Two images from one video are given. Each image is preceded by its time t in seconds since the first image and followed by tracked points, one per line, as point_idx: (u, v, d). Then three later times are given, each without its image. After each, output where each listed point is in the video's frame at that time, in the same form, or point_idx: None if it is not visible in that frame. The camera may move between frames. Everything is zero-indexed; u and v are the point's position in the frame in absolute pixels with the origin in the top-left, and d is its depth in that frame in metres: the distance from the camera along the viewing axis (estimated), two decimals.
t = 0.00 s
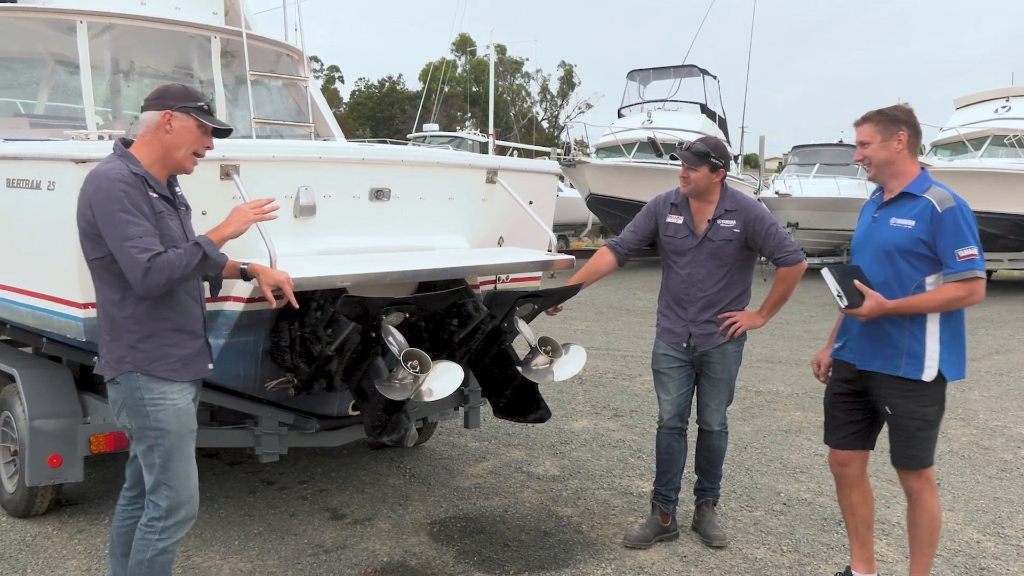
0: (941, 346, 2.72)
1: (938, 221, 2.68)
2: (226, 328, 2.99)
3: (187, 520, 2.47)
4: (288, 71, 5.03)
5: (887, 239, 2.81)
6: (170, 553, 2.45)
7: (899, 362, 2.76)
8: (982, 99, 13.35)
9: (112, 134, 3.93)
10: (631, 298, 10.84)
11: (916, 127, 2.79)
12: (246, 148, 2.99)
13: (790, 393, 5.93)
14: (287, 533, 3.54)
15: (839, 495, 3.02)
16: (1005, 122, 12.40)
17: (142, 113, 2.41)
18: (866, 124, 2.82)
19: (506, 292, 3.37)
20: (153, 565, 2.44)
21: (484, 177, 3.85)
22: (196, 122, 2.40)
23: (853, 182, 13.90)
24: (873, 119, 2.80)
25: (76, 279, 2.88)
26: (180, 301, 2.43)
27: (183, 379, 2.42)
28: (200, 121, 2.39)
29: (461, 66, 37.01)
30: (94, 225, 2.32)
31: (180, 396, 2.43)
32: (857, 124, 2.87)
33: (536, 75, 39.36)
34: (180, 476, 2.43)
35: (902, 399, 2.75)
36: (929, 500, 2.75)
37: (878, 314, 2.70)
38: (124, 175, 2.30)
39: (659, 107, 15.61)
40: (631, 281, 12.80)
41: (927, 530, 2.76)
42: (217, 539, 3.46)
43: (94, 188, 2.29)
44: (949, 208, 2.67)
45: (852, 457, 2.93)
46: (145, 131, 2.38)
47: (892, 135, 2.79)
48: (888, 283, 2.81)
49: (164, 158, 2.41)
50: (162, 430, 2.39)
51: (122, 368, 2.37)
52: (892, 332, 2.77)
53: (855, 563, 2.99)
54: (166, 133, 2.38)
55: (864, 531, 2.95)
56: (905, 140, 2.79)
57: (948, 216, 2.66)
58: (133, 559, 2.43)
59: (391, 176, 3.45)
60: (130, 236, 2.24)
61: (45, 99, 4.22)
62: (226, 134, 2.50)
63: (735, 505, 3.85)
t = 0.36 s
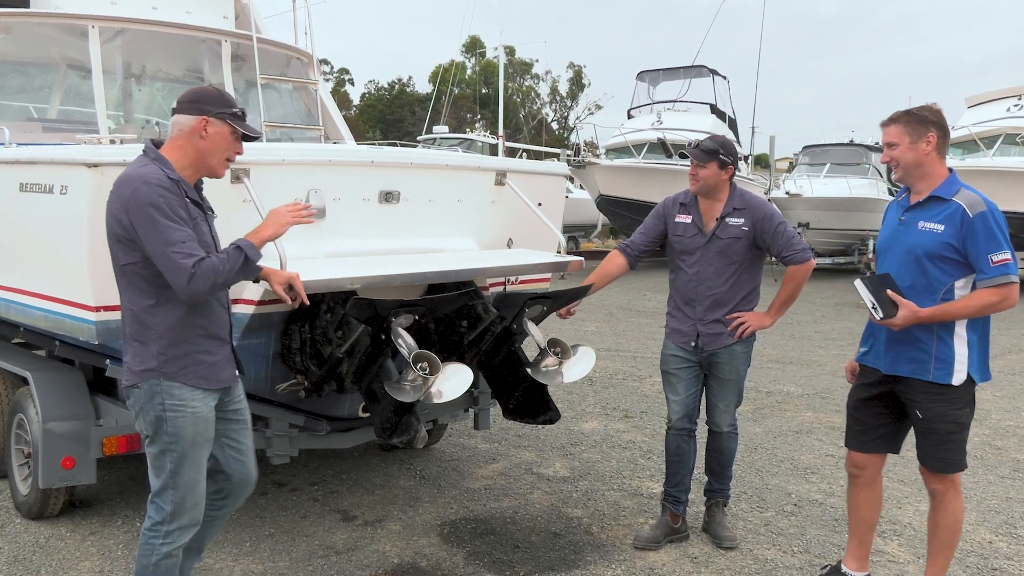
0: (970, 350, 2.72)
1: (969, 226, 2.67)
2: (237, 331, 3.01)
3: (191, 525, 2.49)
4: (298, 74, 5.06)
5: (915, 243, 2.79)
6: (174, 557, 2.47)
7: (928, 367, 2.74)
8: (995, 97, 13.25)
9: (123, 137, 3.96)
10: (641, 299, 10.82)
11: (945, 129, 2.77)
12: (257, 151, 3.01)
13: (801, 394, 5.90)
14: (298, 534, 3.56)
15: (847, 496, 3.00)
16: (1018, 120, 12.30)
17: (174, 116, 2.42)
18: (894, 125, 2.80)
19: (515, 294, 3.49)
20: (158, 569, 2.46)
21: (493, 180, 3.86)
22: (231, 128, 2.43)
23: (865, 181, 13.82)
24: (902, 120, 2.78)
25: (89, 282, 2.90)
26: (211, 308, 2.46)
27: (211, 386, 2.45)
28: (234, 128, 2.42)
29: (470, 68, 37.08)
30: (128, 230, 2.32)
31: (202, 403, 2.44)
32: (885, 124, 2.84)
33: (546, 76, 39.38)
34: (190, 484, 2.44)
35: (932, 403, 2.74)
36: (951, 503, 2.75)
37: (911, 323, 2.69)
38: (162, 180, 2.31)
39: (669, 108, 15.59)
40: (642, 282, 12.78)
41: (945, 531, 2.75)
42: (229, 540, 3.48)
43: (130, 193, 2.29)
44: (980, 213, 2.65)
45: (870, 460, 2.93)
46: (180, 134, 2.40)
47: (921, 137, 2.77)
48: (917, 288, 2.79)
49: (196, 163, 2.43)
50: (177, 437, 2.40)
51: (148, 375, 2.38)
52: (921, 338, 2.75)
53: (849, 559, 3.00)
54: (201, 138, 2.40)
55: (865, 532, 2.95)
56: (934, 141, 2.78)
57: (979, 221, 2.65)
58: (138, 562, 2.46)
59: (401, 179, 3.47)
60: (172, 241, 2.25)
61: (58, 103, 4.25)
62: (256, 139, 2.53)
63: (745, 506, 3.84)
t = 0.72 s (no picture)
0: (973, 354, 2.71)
1: (972, 230, 2.66)
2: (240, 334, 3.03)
3: (187, 527, 2.48)
4: (301, 77, 5.08)
5: (918, 246, 2.79)
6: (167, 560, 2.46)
7: (931, 369, 2.74)
8: (998, 100, 13.24)
9: (127, 140, 3.97)
10: (643, 301, 10.81)
11: (950, 132, 2.77)
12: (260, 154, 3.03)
13: (803, 396, 5.89)
14: (299, 535, 3.56)
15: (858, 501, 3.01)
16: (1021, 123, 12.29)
17: (197, 121, 2.40)
18: (899, 129, 2.79)
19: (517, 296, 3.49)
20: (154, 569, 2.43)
21: (496, 182, 3.86)
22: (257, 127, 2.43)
23: (867, 184, 13.81)
24: (908, 124, 2.77)
25: (92, 285, 2.91)
26: (238, 307, 2.47)
27: (229, 388, 2.44)
28: (259, 128, 2.42)
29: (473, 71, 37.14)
30: (167, 232, 2.33)
31: (215, 409, 2.43)
32: (890, 127, 2.84)
33: (548, 79, 39.43)
34: (192, 486, 2.44)
35: (936, 405, 2.73)
36: (953, 505, 2.75)
37: (910, 325, 2.69)
38: (203, 178, 2.34)
39: (671, 110, 15.61)
40: (644, 284, 12.77)
41: (948, 535, 2.75)
42: (231, 542, 3.48)
43: (166, 192, 2.29)
44: (983, 218, 2.65)
45: (881, 463, 2.93)
46: (208, 139, 2.39)
47: (926, 140, 2.77)
48: (919, 291, 2.80)
49: (226, 165, 2.43)
50: (185, 439, 2.40)
51: (169, 376, 2.38)
52: (924, 340, 2.76)
53: (851, 562, 2.97)
54: (228, 141, 2.40)
55: (873, 535, 2.94)
56: (939, 145, 2.77)
57: (982, 225, 2.64)
58: (135, 560, 2.44)
59: (403, 181, 3.48)
60: (229, 233, 2.28)
61: (62, 105, 4.26)
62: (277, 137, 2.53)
63: (747, 508, 3.83)
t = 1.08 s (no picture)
0: (966, 353, 2.72)
1: (966, 230, 2.67)
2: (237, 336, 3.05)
3: (214, 526, 2.50)
4: (297, 77, 5.08)
5: (912, 245, 2.80)
6: (190, 556, 2.48)
7: (923, 368, 2.75)
8: (993, 101, 13.28)
9: (122, 141, 3.96)
10: (639, 301, 10.82)
11: (944, 132, 2.78)
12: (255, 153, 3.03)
13: (799, 396, 5.91)
14: (296, 536, 3.56)
15: (854, 500, 3.01)
16: (1016, 124, 12.33)
17: (236, 125, 2.49)
18: (896, 128, 2.80)
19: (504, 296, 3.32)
20: (173, 565, 2.46)
21: (491, 182, 3.87)
22: (294, 128, 2.52)
23: (863, 184, 13.84)
24: (904, 123, 2.78)
25: (88, 285, 2.90)
26: (279, 305, 2.52)
27: (270, 386, 2.48)
28: (296, 128, 2.51)
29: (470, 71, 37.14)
30: (216, 230, 2.38)
31: (255, 411, 2.46)
32: (885, 127, 2.85)
33: (545, 79, 39.45)
34: (228, 487, 2.46)
35: (929, 405, 2.74)
36: (948, 504, 2.75)
37: (903, 324, 2.70)
38: (250, 177, 2.41)
39: (667, 111, 15.63)
40: (640, 284, 12.77)
41: (943, 535, 2.76)
42: (226, 543, 3.47)
43: (217, 191, 2.36)
44: (976, 217, 2.66)
45: (876, 463, 2.94)
46: (246, 140, 2.47)
47: (921, 140, 2.78)
48: (913, 290, 2.80)
49: (265, 165, 2.51)
50: (225, 441, 2.42)
51: (212, 375, 2.41)
52: (917, 339, 2.77)
53: (846, 562, 2.98)
54: (266, 142, 2.48)
55: (869, 535, 2.95)
56: (934, 144, 2.78)
57: (975, 225, 2.65)
58: (155, 555, 2.47)
59: (399, 181, 3.48)
60: (277, 231, 2.37)
61: (57, 106, 4.26)
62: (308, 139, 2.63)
63: (742, 508, 3.84)
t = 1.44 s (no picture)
0: (952, 355, 2.73)
1: (953, 232, 2.69)
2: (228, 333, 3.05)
3: (238, 523, 2.50)
4: (289, 75, 5.07)
5: (900, 247, 2.82)
6: (211, 552, 2.48)
7: (910, 370, 2.77)
8: (982, 105, 13.38)
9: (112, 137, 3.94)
10: (630, 302, 10.84)
11: (926, 136, 2.79)
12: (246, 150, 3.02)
13: (788, 397, 5.93)
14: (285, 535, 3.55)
15: (842, 501, 3.03)
16: (1005, 128, 12.42)
17: (257, 124, 2.50)
18: (875, 137, 2.86)
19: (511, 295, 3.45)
20: (191, 560, 2.46)
21: (484, 182, 3.87)
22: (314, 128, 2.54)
23: (853, 187, 13.91)
24: (881, 132, 2.83)
25: (78, 282, 2.89)
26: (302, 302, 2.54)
27: (296, 381, 2.49)
28: (316, 127, 2.54)
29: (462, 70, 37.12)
30: (247, 228, 2.37)
31: (284, 408, 2.47)
32: (867, 137, 2.90)
33: (537, 79, 39.47)
34: (255, 484, 2.46)
35: (916, 406, 2.76)
36: (935, 505, 2.77)
37: (890, 325, 2.72)
38: (280, 176, 2.42)
39: (659, 112, 15.67)
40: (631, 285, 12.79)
41: (930, 536, 2.77)
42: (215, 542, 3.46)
43: (252, 188, 2.36)
44: (963, 220, 2.67)
45: (865, 463, 2.96)
46: (269, 139, 2.48)
47: (897, 146, 2.82)
48: (901, 292, 2.83)
49: (288, 164, 2.53)
50: (255, 439, 2.43)
51: (242, 373, 2.41)
52: (904, 340, 2.79)
53: (835, 562, 2.99)
54: (289, 141, 2.50)
55: (857, 536, 2.96)
56: (911, 148, 2.80)
57: (962, 227, 2.67)
58: (174, 551, 2.46)
59: (392, 180, 3.48)
60: (306, 232, 2.39)
61: (47, 102, 4.23)
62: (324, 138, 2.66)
63: (732, 509, 3.85)
